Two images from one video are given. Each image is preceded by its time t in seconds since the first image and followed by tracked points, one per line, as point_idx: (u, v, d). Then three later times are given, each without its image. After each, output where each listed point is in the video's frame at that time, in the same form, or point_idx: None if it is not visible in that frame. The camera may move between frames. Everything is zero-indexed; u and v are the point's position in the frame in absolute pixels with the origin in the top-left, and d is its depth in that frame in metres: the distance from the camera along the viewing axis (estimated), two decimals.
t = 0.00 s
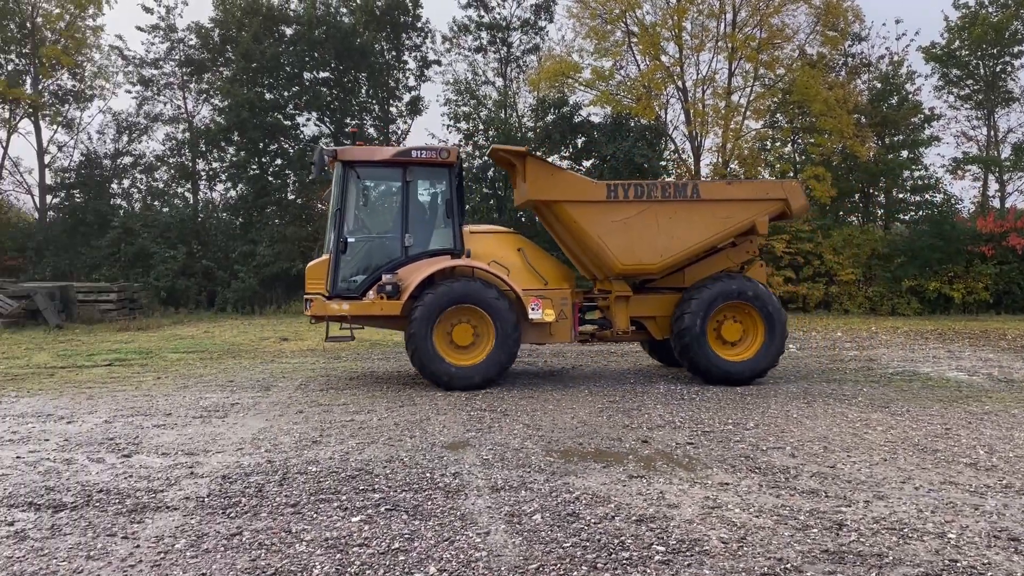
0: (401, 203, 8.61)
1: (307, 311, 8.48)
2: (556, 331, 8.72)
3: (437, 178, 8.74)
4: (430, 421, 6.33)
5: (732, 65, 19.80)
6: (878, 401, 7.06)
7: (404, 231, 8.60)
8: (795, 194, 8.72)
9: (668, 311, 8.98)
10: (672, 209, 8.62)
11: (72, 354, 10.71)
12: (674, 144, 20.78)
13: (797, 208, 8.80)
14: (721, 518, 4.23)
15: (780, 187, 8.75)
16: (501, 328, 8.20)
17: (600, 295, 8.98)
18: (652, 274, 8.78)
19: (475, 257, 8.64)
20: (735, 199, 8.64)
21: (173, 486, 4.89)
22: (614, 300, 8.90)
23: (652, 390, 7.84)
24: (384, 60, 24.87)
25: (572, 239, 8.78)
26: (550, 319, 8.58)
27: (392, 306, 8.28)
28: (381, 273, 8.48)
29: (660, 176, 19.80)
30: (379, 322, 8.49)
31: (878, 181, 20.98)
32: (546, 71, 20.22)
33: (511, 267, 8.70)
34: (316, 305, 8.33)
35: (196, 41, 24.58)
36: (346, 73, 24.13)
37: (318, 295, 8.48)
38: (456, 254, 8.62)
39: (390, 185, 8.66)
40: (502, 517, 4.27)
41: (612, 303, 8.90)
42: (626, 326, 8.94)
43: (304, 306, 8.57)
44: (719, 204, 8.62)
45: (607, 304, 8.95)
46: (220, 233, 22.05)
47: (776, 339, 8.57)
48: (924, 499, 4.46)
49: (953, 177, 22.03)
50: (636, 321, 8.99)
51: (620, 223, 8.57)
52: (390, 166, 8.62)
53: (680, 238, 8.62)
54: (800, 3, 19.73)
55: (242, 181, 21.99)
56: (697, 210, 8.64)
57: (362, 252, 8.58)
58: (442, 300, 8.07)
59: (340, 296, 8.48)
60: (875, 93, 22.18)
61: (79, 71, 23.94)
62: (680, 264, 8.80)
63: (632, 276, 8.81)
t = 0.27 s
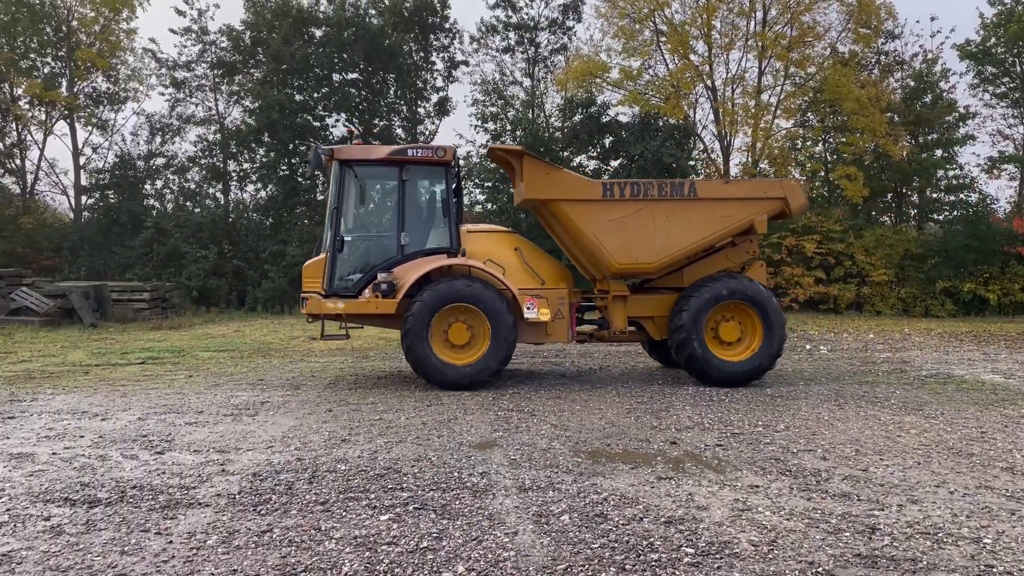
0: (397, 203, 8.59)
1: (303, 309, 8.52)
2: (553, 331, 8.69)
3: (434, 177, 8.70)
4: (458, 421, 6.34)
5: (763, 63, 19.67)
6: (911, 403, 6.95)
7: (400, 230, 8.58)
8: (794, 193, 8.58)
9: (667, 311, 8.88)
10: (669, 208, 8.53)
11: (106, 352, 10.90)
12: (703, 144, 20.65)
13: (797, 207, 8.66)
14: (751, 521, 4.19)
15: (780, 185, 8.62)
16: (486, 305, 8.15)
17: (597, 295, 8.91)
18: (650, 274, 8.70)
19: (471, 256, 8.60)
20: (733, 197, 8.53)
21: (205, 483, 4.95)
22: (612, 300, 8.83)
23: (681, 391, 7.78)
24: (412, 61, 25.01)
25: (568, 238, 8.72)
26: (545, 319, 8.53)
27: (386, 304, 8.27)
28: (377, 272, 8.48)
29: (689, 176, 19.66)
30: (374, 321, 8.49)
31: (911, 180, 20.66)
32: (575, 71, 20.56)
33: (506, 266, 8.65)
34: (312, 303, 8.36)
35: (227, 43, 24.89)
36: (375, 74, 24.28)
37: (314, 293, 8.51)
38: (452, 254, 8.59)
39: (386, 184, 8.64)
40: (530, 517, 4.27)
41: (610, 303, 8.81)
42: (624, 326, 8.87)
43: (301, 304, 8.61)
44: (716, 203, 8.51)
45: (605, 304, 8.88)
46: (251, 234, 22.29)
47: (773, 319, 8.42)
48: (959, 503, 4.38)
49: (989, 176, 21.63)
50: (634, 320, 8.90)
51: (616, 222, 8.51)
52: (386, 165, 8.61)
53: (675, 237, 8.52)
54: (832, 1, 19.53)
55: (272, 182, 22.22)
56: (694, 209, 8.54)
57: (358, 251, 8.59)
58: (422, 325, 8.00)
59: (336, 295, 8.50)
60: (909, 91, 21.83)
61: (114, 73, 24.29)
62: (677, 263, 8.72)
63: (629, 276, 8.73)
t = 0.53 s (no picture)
0: (394, 203, 8.59)
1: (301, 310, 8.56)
2: (550, 331, 8.66)
3: (431, 177, 8.70)
4: (486, 421, 6.36)
5: (794, 62, 19.48)
6: (947, 407, 6.83)
7: (397, 231, 8.58)
8: (793, 193, 8.53)
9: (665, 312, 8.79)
10: (665, 208, 8.47)
11: (141, 351, 11.07)
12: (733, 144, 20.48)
13: (795, 207, 8.59)
14: (782, 524, 4.15)
15: (778, 185, 8.56)
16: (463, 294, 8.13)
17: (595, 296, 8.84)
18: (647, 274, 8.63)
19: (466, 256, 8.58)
20: (731, 197, 8.48)
21: (237, 480, 5.02)
22: (609, 301, 8.75)
23: (710, 393, 7.72)
24: (441, 62, 25.11)
25: (564, 238, 8.67)
26: (541, 319, 8.49)
27: (382, 305, 8.28)
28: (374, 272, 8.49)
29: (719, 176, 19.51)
30: (371, 321, 8.50)
31: (946, 180, 20.32)
32: (605, 71, 20.75)
33: (503, 266, 8.61)
34: (309, 303, 8.38)
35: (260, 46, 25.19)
36: (405, 76, 24.40)
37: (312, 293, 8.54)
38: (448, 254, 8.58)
39: (383, 185, 8.65)
40: (559, 517, 4.26)
41: (606, 303, 8.74)
42: (621, 327, 8.79)
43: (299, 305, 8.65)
44: (713, 202, 8.45)
45: (603, 305, 8.81)
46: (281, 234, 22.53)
47: (761, 301, 8.34)
48: (996, 508, 4.31)
49: None
50: (632, 321, 8.82)
51: (612, 222, 8.45)
52: (383, 166, 8.62)
53: (672, 237, 8.46)
54: None
55: (303, 183, 22.45)
56: (691, 209, 8.48)
57: (356, 252, 8.60)
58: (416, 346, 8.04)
59: (334, 296, 8.52)
60: (944, 90, 21.44)
61: (149, 76, 24.68)
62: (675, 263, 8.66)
63: (626, 276, 8.67)
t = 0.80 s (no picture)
0: (392, 203, 8.61)
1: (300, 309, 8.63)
2: (549, 331, 8.62)
3: (430, 177, 8.70)
4: (515, 421, 6.36)
5: (828, 60, 19.26)
6: (985, 410, 6.69)
7: (395, 231, 8.59)
8: (793, 192, 8.37)
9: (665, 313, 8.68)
10: (663, 208, 8.35)
11: (176, 349, 11.24)
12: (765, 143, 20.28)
13: (796, 207, 8.43)
14: (815, 527, 4.10)
15: (778, 186, 8.41)
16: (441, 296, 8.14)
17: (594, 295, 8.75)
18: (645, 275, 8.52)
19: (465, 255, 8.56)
20: (729, 198, 8.34)
21: (270, 478, 5.08)
22: (608, 301, 8.65)
23: (741, 395, 7.64)
24: (471, 62, 25.17)
25: (561, 238, 8.59)
26: (537, 319, 8.44)
27: (379, 304, 8.30)
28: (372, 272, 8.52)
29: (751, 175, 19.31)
30: (369, 321, 8.54)
31: (985, 179, 19.95)
32: (636, 70, 20.70)
33: (501, 266, 8.55)
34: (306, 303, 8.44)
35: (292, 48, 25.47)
36: (435, 76, 24.50)
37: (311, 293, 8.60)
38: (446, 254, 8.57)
39: (382, 185, 8.67)
40: (588, 518, 4.25)
41: (606, 304, 8.65)
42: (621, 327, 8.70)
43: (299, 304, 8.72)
44: (711, 203, 8.31)
45: (602, 305, 8.71)
46: (313, 234, 22.73)
47: (741, 292, 8.20)
48: None
49: None
50: (632, 322, 8.72)
51: (609, 222, 8.35)
52: (382, 166, 8.63)
53: (669, 238, 8.34)
54: None
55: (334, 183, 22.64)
56: (689, 209, 8.35)
57: (354, 252, 8.63)
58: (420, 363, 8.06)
59: (333, 295, 8.58)
60: (982, 87, 21.07)
61: (184, 78, 25.06)
62: (674, 264, 8.54)
63: (625, 277, 8.57)
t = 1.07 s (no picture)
0: (390, 204, 8.65)
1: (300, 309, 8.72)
2: (547, 331, 8.54)
3: (427, 178, 8.72)
4: (545, 421, 6.36)
5: (864, 58, 18.97)
6: None
7: (393, 232, 8.63)
8: (793, 192, 8.17)
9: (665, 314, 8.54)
10: (660, 209, 8.23)
11: (211, 348, 11.43)
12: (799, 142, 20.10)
13: (797, 207, 8.23)
14: (848, 530, 4.05)
15: (778, 185, 8.22)
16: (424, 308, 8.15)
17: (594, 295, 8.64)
18: (643, 276, 8.43)
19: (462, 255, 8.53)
20: (728, 198, 8.18)
21: (303, 474, 5.14)
22: (607, 302, 8.54)
23: (774, 396, 7.56)
24: (502, 63, 25.23)
25: (559, 239, 8.53)
26: (534, 320, 8.36)
27: (377, 305, 8.37)
28: (370, 273, 8.57)
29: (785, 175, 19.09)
30: (368, 321, 8.60)
31: None
32: (667, 69, 20.40)
33: (498, 266, 8.50)
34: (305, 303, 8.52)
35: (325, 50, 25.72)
36: (466, 77, 24.58)
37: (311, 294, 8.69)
38: (443, 254, 8.56)
39: (380, 186, 8.71)
40: (618, 519, 4.24)
41: (605, 305, 8.55)
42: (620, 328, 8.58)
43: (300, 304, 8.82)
44: (708, 202, 8.17)
45: (602, 305, 8.60)
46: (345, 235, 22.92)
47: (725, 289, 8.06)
48: None
49: None
50: (632, 322, 8.60)
51: (606, 222, 8.27)
52: (380, 167, 8.68)
53: (665, 239, 8.22)
54: None
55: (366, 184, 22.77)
56: (686, 209, 8.22)
57: (353, 252, 8.69)
58: (433, 373, 8.09)
59: (332, 296, 8.65)
60: None
61: (219, 80, 25.41)
62: (672, 264, 8.43)
63: (623, 278, 8.47)
